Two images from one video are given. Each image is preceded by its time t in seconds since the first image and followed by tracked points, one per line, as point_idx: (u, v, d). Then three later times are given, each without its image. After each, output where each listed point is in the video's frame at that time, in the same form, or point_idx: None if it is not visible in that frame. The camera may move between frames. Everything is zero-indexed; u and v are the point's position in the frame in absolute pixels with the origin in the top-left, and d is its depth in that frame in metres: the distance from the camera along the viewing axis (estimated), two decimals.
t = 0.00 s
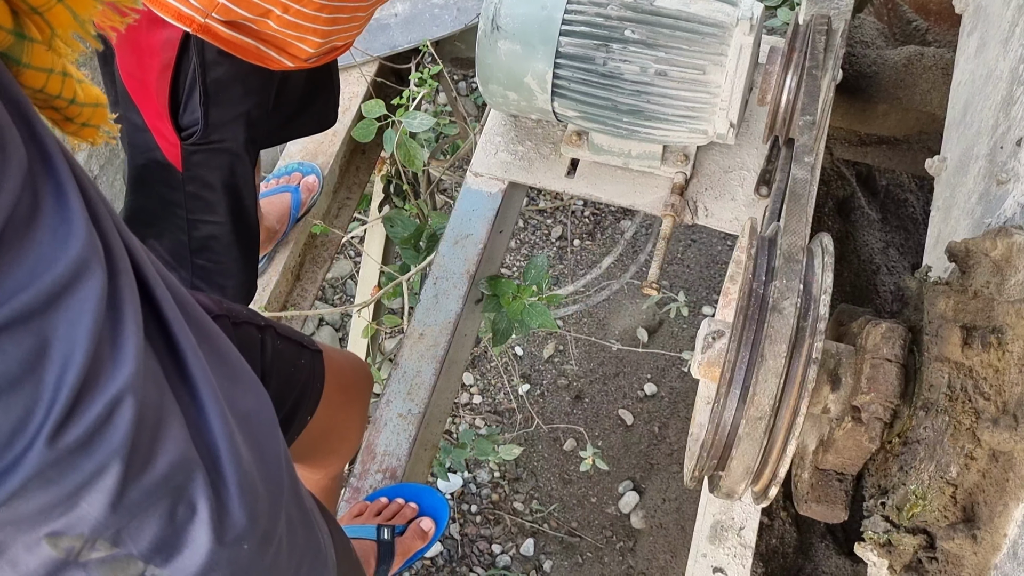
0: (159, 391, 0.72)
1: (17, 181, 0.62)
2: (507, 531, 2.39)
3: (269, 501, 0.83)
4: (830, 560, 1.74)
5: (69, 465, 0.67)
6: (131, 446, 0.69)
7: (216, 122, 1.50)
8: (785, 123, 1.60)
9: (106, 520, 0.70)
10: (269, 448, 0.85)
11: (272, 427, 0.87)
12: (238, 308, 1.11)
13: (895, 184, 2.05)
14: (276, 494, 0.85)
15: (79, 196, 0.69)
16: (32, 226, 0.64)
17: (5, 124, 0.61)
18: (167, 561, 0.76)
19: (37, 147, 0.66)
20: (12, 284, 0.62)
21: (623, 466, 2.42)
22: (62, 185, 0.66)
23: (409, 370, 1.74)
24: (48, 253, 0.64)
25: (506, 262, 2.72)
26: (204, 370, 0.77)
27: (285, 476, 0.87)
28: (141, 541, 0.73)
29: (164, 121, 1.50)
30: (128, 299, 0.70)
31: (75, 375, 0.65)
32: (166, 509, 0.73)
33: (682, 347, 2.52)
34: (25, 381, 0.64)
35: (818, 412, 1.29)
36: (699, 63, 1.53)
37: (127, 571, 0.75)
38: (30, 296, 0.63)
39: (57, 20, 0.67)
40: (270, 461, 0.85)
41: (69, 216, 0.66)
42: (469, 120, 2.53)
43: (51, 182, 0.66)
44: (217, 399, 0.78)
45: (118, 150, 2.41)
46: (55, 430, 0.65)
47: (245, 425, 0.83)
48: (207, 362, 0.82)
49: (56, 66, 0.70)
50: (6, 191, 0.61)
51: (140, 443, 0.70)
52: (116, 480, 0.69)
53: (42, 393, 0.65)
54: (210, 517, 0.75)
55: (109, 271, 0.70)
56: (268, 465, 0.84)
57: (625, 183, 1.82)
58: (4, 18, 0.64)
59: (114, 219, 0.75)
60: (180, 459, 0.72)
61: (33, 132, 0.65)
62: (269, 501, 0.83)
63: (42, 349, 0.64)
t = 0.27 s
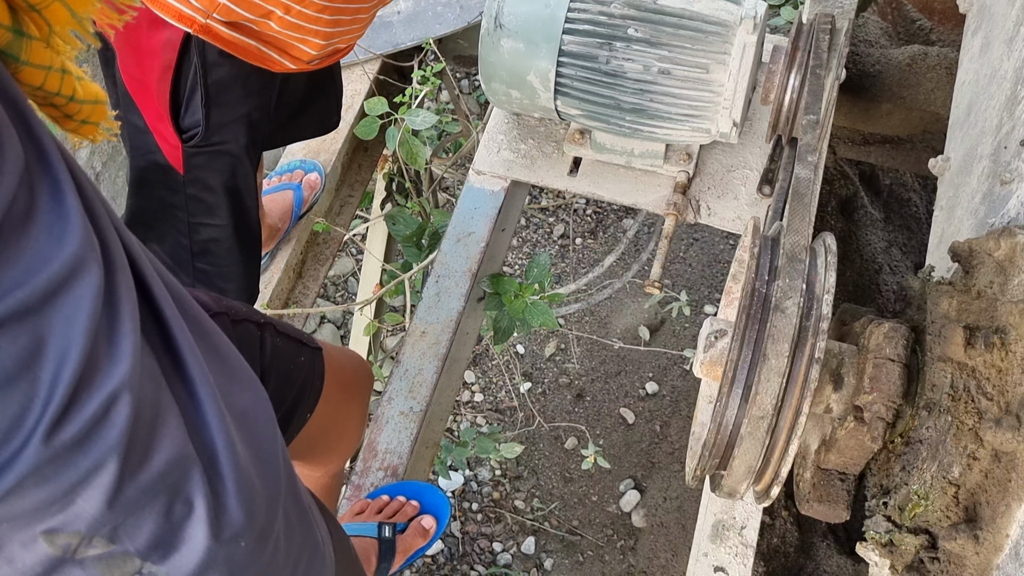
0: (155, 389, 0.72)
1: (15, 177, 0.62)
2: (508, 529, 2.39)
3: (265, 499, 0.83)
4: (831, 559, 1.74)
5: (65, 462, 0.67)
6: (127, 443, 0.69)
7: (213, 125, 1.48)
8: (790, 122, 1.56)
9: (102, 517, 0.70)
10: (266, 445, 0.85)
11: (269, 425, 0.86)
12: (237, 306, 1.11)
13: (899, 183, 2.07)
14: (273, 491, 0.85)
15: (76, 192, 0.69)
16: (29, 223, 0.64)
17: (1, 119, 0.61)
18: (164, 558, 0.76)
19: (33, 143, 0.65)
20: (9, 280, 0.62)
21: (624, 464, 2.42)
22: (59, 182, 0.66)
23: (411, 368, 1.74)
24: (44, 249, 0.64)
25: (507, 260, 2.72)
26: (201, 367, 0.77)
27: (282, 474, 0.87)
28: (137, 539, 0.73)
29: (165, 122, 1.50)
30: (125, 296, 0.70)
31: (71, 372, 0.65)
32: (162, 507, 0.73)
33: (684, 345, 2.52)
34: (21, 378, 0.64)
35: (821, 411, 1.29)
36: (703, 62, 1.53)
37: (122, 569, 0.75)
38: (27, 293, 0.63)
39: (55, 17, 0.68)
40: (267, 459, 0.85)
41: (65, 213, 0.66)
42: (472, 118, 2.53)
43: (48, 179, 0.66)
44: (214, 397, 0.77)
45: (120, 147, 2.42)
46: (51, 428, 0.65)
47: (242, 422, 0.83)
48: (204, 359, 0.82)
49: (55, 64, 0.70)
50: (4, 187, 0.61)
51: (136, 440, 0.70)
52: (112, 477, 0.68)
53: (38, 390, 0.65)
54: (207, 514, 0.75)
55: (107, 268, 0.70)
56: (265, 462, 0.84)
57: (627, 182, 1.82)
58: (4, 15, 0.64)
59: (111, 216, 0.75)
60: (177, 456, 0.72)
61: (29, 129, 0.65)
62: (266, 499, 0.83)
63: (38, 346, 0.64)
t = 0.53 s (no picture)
0: (153, 387, 0.72)
1: (14, 176, 0.62)
2: (509, 527, 2.39)
3: (264, 496, 0.83)
4: (833, 558, 1.73)
5: (63, 460, 0.67)
6: (125, 441, 0.69)
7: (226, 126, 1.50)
8: (793, 120, 1.58)
9: (101, 515, 0.70)
10: (265, 444, 0.85)
11: (269, 423, 0.87)
12: (237, 303, 1.11)
13: (901, 182, 2.08)
14: (272, 489, 0.85)
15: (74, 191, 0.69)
16: (27, 221, 0.64)
17: None
18: (162, 556, 0.76)
19: (31, 142, 0.65)
20: (7, 279, 0.62)
21: (626, 462, 2.43)
22: (57, 180, 0.66)
23: (413, 365, 1.74)
24: (42, 248, 0.64)
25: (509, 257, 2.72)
26: (199, 366, 0.77)
27: (281, 472, 0.87)
28: (135, 537, 0.73)
29: (173, 127, 1.49)
30: (123, 295, 0.70)
31: (69, 370, 0.65)
32: (161, 505, 0.73)
33: (686, 344, 2.52)
34: (19, 376, 0.64)
35: (823, 410, 1.30)
36: (707, 60, 1.53)
37: (121, 566, 0.75)
38: (25, 291, 0.63)
39: (53, 16, 0.67)
40: (266, 457, 0.85)
41: (63, 211, 0.66)
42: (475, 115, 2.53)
43: (46, 177, 0.66)
44: (213, 395, 0.77)
45: (123, 143, 2.42)
46: (49, 426, 0.65)
47: (241, 421, 0.83)
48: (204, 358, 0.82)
49: (53, 62, 0.70)
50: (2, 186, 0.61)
51: (135, 438, 0.70)
52: (110, 474, 0.69)
53: (36, 388, 0.65)
54: (205, 512, 0.75)
55: (105, 267, 0.70)
56: (264, 460, 0.84)
57: (630, 180, 1.82)
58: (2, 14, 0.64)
59: (110, 215, 0.75)
60: (175, 454, 0.72)
61: (26, 127, 0.65)
62: (265, 496, 0.83)
63: (36, 345, 0.64)
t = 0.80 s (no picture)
0: (151, 387, 0.72)
1: (10, 176, 0.62)
2: (510, 527, 2.39)
3: (262, 496, 0.83)
4: (834, 558, 1.73)
5: (60, 459, 0.67)
6: (123, 441, 0.69)
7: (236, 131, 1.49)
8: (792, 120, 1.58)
9: (98, 515, 0.70)
10: (264, 444, 0.85)
11: (267, 422, 0.87)
12: (237, 303, 1.11)
13: (902, 182, 2.08)
14: (270, 489, 0.85)
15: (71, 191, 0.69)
16: (24, 221, 0.64)
17: None
18: (160, 556, 0.76)
19: (28, 142, 0.66)
20: (4, 278, 0.62)
21: (627, 462, 2.43)
22: (53, 181, 0.66)
23: (413, 365, 1.74)
24: (39, 247, 0.64)
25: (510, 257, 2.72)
26: (197, 365, 0.77)
27: (280, 472, 0.87)
28: (133, 536, 0.73)
29: (186, 132, 1.50)
30: (121, 295, 0.70)
31: (66, 369, 0.65)
32: (158, 504, 0.73)
33: (687, 344, 2.52)
34: (16, 375, 0.64)
35: (824, 410, 1.29)
36: (707, 60, 1.53)
37: (118, 566, 0.75)
38: (22, 291, 0.63)
39: (50, 17, 0.67)
40: (265, 457, 0.85)
41: (60, 211, 0.66)
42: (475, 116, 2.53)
43: (43, 177, 0.66)
44: (211, 394, 0.77)
45: (123, 143, 2.42)
46: (47, 425, 0.65)
47: (239, 421, 0.83)
48: (202, 358, 0.82)
49: (50, 62, 0.70)
50: None
51: (132, 438, 0.70)
52: (108, 474, 0.69)
53: (33, 388, 0.65)
54: (203, 512, 0.75)
55: (102, 266, 0.70)
56: (262, 460, 0.84)
57: (631, 180, 1.82)
58: None
59: (108, 216, 0.75)
60: (173, 454, 0.73)
61: (23, 128, 0.65)
62: (263, 496, 0.83)
63: (33, 344, 0.64)
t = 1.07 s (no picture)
0: (152, 387, 0.72)
1: (11, 177, 0.62)
2: (512, 527, 2.39)
3: (263, 496, 0.83)
4: (835, 558, 1.73)
5: (61, 460, 0.67)
6: (124, 441, 0.69)
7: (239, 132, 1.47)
8: (794, 121, 1.59)
9: (100, 514, 0.70)
10: (265, 443, 0.85)
11: (268, 422, 0.87)
12: (238, 304, 1.12)
13: (903, 182, 2.09)
14: (271, 488, 0.85)
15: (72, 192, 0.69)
16: (24, 222, 0.64)
17: None
18: (161, 556, 0.76)
19: (29, 143, 0.66)
20: (5, 279, 0.62)
21: (628, 463, 2.43)
22: (54, 181, 0.66)
23: (414, 365, 1.74)
24: (40, 248, 0.64)
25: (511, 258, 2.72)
26: (198, 365, 0.77)
27: (280, 472, 0.87)
28: (134, 536, 0.73)
29: (194, 136, 1.50)
30: (122, 295, 0.71)
31: (67, 370, 0.65)
32: (159, 504, 0.73)
33: (688, 344, 2.52)
34: (17, 376, 0.64)
35: (825, 410, 1.29)
36: (707, 60, 1.53)
37: (119, 566, 0.75)
38: (23, 292, 0.63)
39: (50, 18, 0.67)
40: (266, 456, 0.85)
41: (61, 211, 0.66)
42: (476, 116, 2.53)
43: (44, 178, 0.66)
44: (212, 394, 0.78)
45: (125, 144, 2.42)
46: (48, 425, 0.65)
47: (240, 420, 0.83)
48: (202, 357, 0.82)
49: (51, 63, 0.70)
50: None
51: (133, 438, 0.70)
52: (109, 474, 0.69)
53: (34, 388, 0.65)
54: (204, 512, 0.75)
55: (103, 267, 0.70)
56: (263, 460, 0.84)
57: (632, 180, 1.82)
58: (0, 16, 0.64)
59: (109, 216, 0.75)
60: (174, 454, 0.73)
61: (24, 129, 0.66)
62: (264, 496, 0.83)
63: (34, 345, 0.64)
